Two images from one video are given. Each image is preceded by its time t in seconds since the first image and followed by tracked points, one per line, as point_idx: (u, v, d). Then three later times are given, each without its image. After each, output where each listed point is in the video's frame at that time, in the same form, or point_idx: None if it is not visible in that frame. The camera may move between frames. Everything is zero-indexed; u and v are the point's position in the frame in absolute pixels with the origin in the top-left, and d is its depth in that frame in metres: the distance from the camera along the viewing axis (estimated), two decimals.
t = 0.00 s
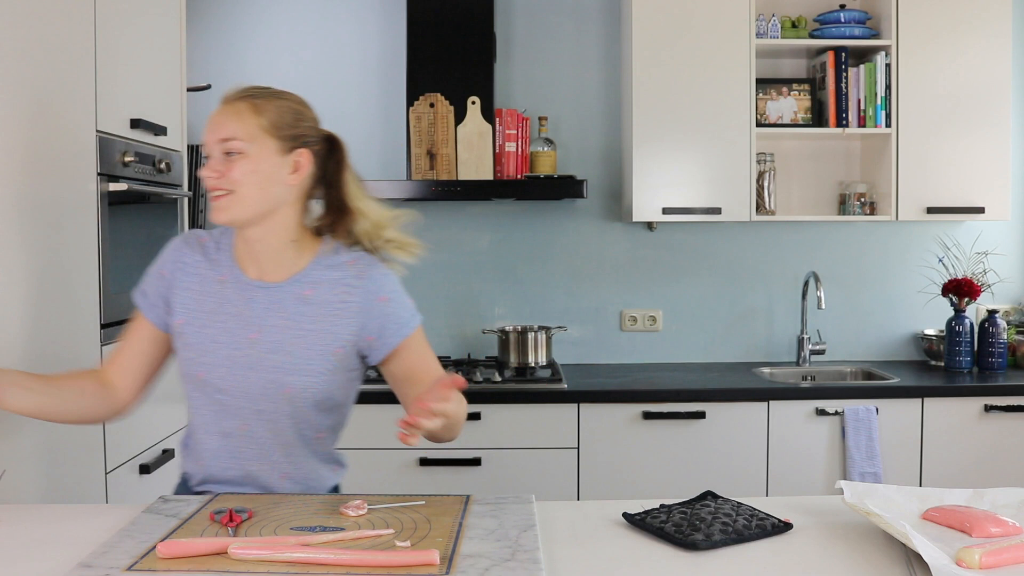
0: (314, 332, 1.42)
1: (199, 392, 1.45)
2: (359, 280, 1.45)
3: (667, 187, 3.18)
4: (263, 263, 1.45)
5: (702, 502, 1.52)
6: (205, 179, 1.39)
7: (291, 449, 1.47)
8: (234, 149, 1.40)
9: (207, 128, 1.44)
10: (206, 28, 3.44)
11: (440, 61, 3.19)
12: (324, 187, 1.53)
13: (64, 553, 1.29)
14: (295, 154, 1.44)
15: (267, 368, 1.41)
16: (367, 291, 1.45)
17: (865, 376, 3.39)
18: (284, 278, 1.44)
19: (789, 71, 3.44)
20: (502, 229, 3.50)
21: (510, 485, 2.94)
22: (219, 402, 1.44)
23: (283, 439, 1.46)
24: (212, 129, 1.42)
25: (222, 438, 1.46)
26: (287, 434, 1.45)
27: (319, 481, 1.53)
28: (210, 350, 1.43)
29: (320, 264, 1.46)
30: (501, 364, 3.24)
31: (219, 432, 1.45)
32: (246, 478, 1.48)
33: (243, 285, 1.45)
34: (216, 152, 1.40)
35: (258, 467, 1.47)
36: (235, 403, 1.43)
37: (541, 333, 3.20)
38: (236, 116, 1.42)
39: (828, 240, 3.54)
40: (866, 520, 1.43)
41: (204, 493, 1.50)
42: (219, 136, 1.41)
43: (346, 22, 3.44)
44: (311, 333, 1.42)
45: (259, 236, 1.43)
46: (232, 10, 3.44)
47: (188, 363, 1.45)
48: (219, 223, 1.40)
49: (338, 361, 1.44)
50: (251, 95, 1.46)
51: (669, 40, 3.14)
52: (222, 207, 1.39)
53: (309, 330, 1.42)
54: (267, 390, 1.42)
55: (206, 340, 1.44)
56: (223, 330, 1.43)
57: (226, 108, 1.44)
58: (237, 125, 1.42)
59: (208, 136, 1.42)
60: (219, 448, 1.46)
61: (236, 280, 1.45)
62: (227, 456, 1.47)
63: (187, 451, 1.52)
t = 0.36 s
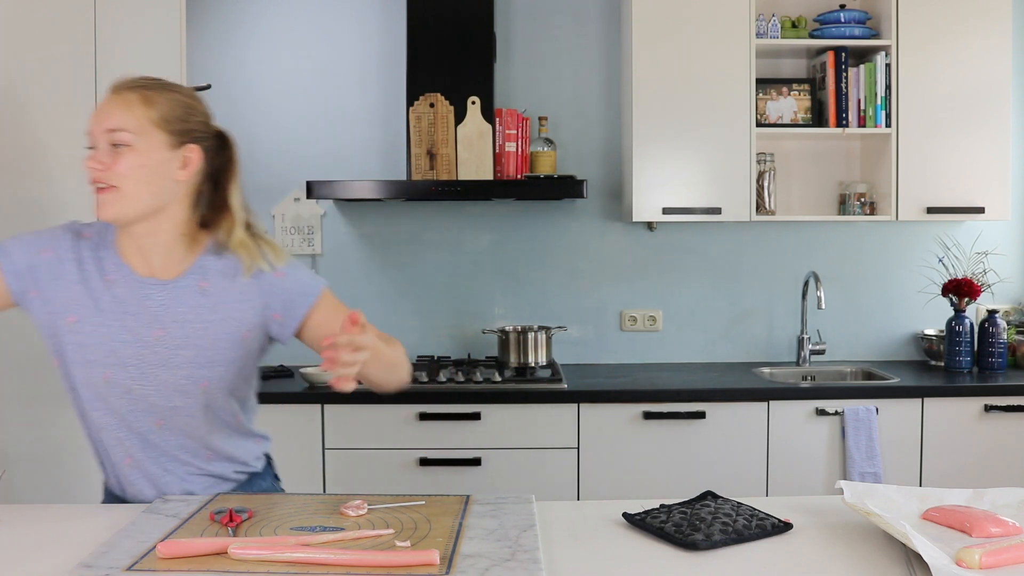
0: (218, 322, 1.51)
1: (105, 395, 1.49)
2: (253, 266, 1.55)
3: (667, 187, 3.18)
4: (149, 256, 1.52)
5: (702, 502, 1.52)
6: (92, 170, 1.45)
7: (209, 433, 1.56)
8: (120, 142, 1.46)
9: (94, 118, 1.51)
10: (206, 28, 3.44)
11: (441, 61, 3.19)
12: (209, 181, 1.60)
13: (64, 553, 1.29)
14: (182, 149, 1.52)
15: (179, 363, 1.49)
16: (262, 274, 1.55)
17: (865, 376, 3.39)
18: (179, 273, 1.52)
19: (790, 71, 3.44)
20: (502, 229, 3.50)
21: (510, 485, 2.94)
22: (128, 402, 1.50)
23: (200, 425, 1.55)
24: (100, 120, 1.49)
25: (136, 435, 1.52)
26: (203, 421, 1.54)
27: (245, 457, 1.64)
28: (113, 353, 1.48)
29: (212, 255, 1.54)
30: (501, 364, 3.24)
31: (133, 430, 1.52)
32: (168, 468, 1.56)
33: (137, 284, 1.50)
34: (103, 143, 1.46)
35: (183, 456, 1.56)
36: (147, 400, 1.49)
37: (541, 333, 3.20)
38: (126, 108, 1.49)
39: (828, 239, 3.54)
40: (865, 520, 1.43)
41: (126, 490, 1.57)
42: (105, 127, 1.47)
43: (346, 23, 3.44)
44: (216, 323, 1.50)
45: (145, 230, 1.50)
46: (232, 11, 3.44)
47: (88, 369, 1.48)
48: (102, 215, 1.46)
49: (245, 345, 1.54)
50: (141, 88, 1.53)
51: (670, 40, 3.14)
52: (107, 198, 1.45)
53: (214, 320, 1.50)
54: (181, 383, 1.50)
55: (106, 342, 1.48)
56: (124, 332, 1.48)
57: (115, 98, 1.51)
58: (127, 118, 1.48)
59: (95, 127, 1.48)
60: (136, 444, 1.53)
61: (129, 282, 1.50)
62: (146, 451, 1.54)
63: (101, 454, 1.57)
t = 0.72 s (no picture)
0: (174, 315, 1.52)
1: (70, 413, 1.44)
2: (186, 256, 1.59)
3: (667, 187, 3.18)
4: (81, 268, 1.47)
5: (702, 502, 1.52)
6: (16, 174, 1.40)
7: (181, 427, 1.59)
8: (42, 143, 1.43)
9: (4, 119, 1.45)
10: (206, 28, 3.44)
11: (441, 61, 3.19)
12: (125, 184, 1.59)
13: (63, 553, 1.28)
14: (106, 149, 1.51)
15: (148, 363, 1.48)
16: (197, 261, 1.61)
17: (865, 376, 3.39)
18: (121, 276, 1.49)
19: (790, 71, 3.44)
20: (501, 229, 3.50)
21: (509, 485, 2.94)
22: (101, 413, 1.46)
23: (171, 421, 1.56)
24: (15, 121, 1.43)
25: (109, 446, 1.50)
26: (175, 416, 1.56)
27: (216, 443, 1.70)
28: (72, 368, 1.42)
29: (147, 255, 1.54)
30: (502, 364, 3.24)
31: (108, 442, 1.49)
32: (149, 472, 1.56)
33: (79, 296, 1.44)
34: (25, 145, 1.42)
35: (164, 456, 1.57)
36: (119, 407, 1.47)
37: (541, 333, 3.20)
38: (46, 109, 1.45)
39: (828, 239, 3.54)
40: (865, 520, 1.43)
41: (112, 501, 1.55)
42: (22, 127, 1.43)
43: (346, 23, 3.44)
44: (173, 316, 1.52)
45: (77, 239, 1.46)
46: (232, 11, 3.44)
47: (46, 390, 1.42)
48: (29, 219, 1.42)
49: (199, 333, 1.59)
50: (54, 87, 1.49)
51: (670, 40, 3.14)
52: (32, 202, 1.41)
53: (172, 314, 1.52)
54: (152, 385, 1.49)
55: (63, 359, 1.42)
56: (78, 345, 1.42)
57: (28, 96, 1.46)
58: (46, 117, 1.44)
59: (10, 128, 1.43)
60: (112, 456, 1.51)
61: (71, 294, 1.44)
62: (125, 461, 1.52)
63: (78, 476, 1.53)
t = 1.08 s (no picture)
0: (158, 314, 1.53)
1: (60, 416, 1.45)
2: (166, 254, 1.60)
3: (667, 187, 3.18)
4: (62, 271, 1.47)
5: (702, 502, 1.52)
6: None
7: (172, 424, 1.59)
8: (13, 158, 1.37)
9: None
10: (206, 28, 3.44)
11: (441, 61, 3.19)
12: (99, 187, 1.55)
13: (63, 554, 1.28)
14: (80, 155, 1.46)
15: (135, 363, 1.49)
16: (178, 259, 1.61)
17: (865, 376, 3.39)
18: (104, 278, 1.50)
19: (790, 71, 3.44)
20: (501, 229, 3.50)
21: (509, 485, 2.93)
22: (91, 416, 1.47)
23: (162, 419, 1.57)
24: None
25: (102, 449, 1.51)
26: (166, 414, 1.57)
27: (210, 440, 1.71)
28: (58, 372, 1.43)
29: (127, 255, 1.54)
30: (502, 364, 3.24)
31: (99, 444, 1.50)
32: (146, 472, 1.56)
33: (63, 301, 1.45)
34: None
35: (157, 455, 1.58)
36: (108, 409, 1.48)
37: (541, 333, 3.20)
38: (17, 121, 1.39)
39: (828, 240, 3.54)
40: (865, 520, 1.43)
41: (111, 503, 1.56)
42: None
43: (346, 23, 3.44)
44: (157, 315, 1.53)
45: (55, 246, 1.44)
46: (232, 10, 3.44)
47: (36, 396, 1.43)
48: (8, 235, 1.37)
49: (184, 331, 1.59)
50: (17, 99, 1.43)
51: (670, 40, 3.14)
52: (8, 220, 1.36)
53: (157, 313, 1.53)
54: (139, 386, 1.50)
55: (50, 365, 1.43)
56: (64, 349, 1.43)
57: None
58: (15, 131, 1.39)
59: None
60: (106, 457, 1.52)
61: (55, 300, 1.45)
62: (119, 462, 1.53)
63: (72, 478, 1.54)
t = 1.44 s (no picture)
0: (162, 306, 1.54)
1: (64, 407, 1.45)
2: (169, 246, 1.61)
3: (668, 187, 3.18)
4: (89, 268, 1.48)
5: (702, 502, 1.52)
6: (131, 224, 1.38)
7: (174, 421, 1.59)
8: (126, 196, 1.37)
9: (112, 161, 1.35)
10: (206, 28, 3.44)
11: (441, 61, 3.19)
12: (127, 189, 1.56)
13: (63, 554, 1.28)
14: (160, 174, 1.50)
15: (138, 355, 1.49)
16: (180, 251, 1.62)
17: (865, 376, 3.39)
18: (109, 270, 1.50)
19: (790, 70, 3.44)
20: (501, 229, 3.50)
21: (509, 484, 2.93)
22: (95, 409, 1.47)
23: (165, 415, 1.57)
24: (134, 169, 1.37)
25: (105, 442, 1.51)
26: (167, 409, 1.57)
27: (211, 440, 1.71)
28: (63, 363, 1.44)
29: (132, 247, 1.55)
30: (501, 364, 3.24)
31: (102, 438, 1.50)
32: (147, 467, 1.56)
33: (70, 291, 1.45)
34: (139, 197, 1.38)
35: (159, 451, 1.57)
36: (112, 401, 1.48)
37: (541, 333, 3.20)
38: (160, 160, 1.41)
39: (828, 240, 3.54)
40: (865, 520, 1.43)
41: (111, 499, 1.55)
42: (99, 179, 1.35)
43: (346, 22, 3.44)
44: (161, 307, 1.53)
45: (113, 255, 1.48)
46: (233, 10, 3.44)
47: (41, 386, 1.43)
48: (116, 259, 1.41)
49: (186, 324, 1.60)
50: (112, 122, 1.38)
51: (670, 40, 3.14)
52: (118, 252, 1.39)
53: (162, 305, 1.54)
54: (142, 376, 1.50)
55: (56, 355, 1.43)
56: (70, 339, 1.44)
57: (90, 143, 1.36)
58: (125, 168, 1.36)
59: (127, 175, 1.36)
60: (108, 452, 1.52)
61: (63, 291, 1.45)
62: (121, 456, 1.53)
63: (73, 474, 1.54)
